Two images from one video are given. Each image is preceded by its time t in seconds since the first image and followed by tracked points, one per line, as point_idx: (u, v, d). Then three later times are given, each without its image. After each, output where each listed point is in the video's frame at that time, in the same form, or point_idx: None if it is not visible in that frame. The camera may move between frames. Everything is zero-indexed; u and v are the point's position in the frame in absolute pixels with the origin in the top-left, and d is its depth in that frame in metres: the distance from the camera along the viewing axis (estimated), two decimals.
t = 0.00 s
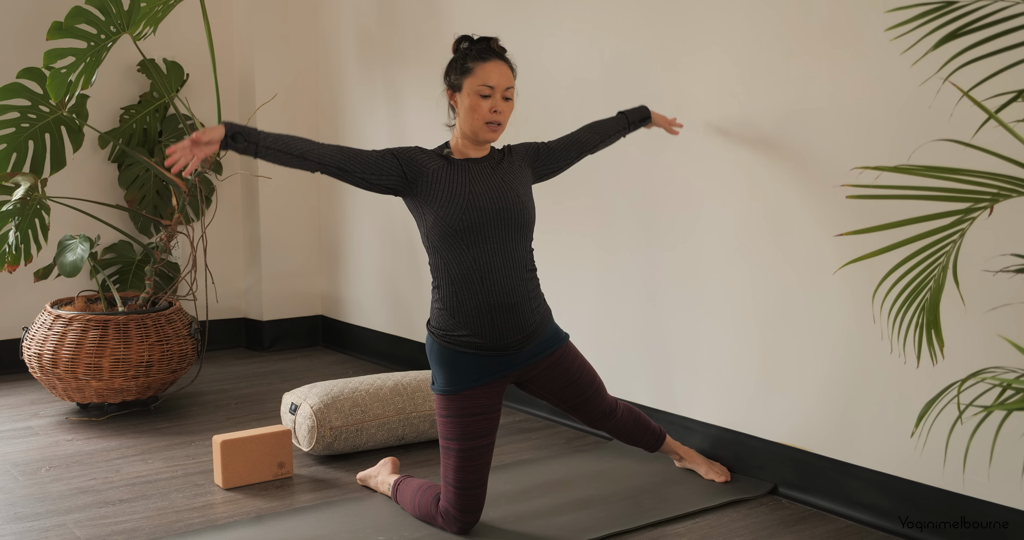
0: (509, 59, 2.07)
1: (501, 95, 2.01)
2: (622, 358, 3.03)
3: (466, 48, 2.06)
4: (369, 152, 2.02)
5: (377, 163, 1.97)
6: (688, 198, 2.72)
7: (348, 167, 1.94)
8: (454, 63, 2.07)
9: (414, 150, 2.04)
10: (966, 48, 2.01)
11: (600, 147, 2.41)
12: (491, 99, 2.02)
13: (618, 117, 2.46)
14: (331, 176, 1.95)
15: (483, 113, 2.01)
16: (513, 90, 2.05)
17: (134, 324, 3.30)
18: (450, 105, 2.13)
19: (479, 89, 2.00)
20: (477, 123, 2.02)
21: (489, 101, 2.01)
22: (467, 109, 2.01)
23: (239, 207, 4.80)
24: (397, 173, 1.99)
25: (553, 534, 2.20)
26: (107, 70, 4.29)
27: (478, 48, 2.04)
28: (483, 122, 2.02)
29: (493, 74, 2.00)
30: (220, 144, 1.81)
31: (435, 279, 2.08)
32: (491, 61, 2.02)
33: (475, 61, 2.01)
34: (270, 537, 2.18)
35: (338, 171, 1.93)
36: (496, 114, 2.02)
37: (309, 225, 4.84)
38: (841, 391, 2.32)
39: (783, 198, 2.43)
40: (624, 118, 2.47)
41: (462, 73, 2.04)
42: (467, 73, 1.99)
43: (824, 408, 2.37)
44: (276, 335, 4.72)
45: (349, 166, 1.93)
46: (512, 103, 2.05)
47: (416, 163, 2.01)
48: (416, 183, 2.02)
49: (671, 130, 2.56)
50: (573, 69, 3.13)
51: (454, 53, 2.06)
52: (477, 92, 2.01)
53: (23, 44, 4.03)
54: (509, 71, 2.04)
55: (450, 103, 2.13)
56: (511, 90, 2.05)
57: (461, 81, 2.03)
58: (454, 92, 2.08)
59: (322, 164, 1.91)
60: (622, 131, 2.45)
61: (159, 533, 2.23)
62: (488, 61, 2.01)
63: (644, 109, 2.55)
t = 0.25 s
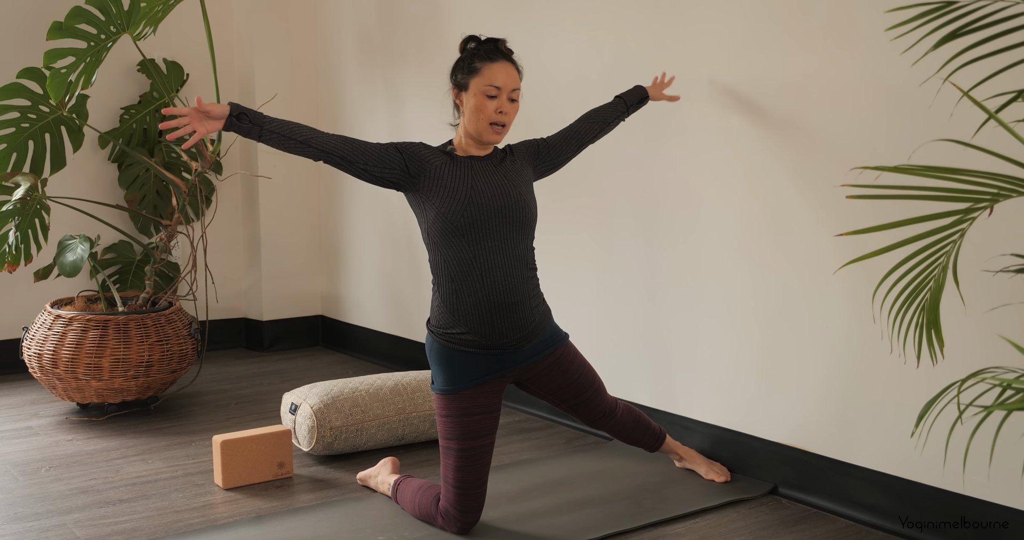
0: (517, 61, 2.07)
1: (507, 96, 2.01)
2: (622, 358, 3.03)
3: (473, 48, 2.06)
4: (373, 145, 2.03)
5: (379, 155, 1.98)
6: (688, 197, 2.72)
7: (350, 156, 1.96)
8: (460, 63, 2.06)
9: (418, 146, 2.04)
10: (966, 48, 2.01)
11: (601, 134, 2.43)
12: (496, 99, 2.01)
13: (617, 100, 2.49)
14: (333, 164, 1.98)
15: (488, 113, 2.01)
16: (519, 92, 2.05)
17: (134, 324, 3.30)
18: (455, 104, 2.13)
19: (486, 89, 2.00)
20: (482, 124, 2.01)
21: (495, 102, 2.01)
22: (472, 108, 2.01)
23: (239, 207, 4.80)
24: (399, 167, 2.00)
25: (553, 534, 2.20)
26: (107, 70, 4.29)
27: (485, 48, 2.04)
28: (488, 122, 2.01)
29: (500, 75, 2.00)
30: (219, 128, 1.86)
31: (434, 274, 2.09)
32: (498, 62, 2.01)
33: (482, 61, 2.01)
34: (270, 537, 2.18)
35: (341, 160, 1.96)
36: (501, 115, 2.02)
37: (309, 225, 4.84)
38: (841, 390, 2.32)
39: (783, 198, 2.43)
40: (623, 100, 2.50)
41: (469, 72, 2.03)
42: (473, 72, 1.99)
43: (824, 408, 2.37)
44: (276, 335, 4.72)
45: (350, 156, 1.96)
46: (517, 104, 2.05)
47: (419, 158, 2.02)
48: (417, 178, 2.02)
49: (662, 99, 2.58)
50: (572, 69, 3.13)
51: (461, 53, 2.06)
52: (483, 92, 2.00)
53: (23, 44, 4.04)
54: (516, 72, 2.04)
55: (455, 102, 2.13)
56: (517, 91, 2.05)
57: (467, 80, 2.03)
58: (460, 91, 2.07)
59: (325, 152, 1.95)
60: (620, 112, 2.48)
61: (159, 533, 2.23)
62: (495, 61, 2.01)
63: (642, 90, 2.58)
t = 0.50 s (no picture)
0: (524, 63, 2.08)
1: (514, 98, 2.02)
2: (622, 357, 3.03)
3: (482, 48, 2.05)
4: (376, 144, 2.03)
5: (382, 154, 1.98)
6: (688, 197, 2.72)
7: (354, 156, 1.96)
8: (468, 63, 2.06)
9: (421, 145, 2.05)
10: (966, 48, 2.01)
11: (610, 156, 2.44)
12: (504, 101, 2.02)
13: (628, 127, 2.48)
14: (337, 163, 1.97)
15: (495, 114, 2.02)
16: (525, 95, 2.06)
17: (134, 324, 3.30)
18: (460, 101, 2.12)
19: (494, 90, 2.01)
20: (488, 124, 2.02)
21: (502, 104, 2.01)
22: (480, 109, 2.01)
23: (239, 206, 4.80)
24: (401, 166, 2.00)
25: (553, 534, 2.20)
26: (107, 70, 4.29)
27: (495, 49, 2.03)
28: (494, 123, 2.02)
29: (508, 77, 2.00)
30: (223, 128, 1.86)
31: (434, 273, 2.09)
32: (507, 64, 2.02)
33: (491, 62, 2.01)
34: (270, 537, 2.18)
35: (344, 159, 1.96)
36: (508, 116, 2.03)
37: (309, 225, 4.85)
38: (840, 390, 2.32)
39: (782, 198, 2.43)
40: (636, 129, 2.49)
41: (477, 73, 2.03)
42: (482, 73, 1.99)
43: (824, 408, 2.37)
44: (276, 335, 4.72)
45: (354, 156, 1.96)
46: (523, 107, 2.06)
47: (421, 158, 2.02)
48: (419, 177, 2.02)
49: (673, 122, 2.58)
50: (572, 69, 3.13)
51: (470, 52, 2.06)
52: (491, 93, 2.01)
53: (23, 44, 4.03)
54: (524, 75, 2.05)
55: (461, 100, 2.13)
56: (523, 93, 2.06)
57: (476, 80, 2.03)
58: (467, 91, 2.07)
59: (329, 151, 1.94)
60: (631, 139, 2.47)
61: (159, 533, 2.23)
62: (504, 63, 2.01)
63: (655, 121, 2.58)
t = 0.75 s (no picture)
0: (533, 66, 2.08)
1: (523, 100, 2.02)
2: (622, 357, 3.03)
3: (492, 49, 2.05)
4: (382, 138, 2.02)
5: (388, 149, 1.97)
6: (689, 197, 2.72)
7: (359, 149, 1.95)
8: (476, 64, 2.06)
9: (427, 143, 2.05)
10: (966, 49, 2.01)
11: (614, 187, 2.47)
12: (512, 102, 2.02)
13: (638, 164, 2.51)
14: (342, 155, 1.95)
15: (503, 115, 2.01)
16: (534, 97, 2.06)
17: (134, 324, 3.30)
18: (468, 101, 2.12)
19: (503, 91, 2.01)
20: (496, 125, 2.02)
21: (511, 105, 2.01)
22: (488, 109, 2.01)
23: (239, 207, 4.80)
24: (406, 162, 2.00)
25: (553, 534, 2.19)
26: (107, 70, 4.29)
27: (505, 50, 2.03)
28: (502, 124, 2.02)
29: (517, 78, 2.00)
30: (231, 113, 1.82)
31: (435, 269, 2.08)
32: (517, 66, 2.02)
33: (501, 63, 2.01)
34: (270, 537, 2.18)
35: (350, 151, 1.94)
36: (516, 118, 2.03)
37: (309, 225, 4.85)
38: (840, 390, 2.32)
39: (782, 198, 2.43)
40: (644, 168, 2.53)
41: (486, 73, 2.03)
42: (491, 74, 1.99)
43: (824, 408, 2.37)
44: (276, 335, 4.72)
45: (360, 149, 1.95)
46: (531, 109, 2.06)
47: (427, 155, 2.02)
48: (423, 175, 2.02)
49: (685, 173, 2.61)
50: (572, 69, 3.13)
51: (479, 53, 2.06)
52: (500, 94, 2.00)
53: (23, 44, 4.03)
54: (533, 78, 2.04)
55: (469, 100, 2.13)
56: (532, 96, 2.06)
57: (485, 81, 2.03)
58: (475, 91, 2.07)
59: (335, 142, 1.92)
60: (638, 176, 2.50)
61: (159, 533, 2.23)
62: (514, 65, 2.01)
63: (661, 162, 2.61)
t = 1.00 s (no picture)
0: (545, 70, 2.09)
1: (534, 103, 2.02)
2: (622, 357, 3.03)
3: (505, 51, 2.06)
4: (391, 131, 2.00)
5: (398, 142, 1.95)
6: (688, 197, 2.71)
7: (370, 140, 1.91)
8: (489, 65, 2.07)
9: (436, 139, 2.03)
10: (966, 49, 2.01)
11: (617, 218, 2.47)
12: (523, 105, 2.03)
13: (644, 203, 2.51)
14: (352, 145, 1.91)
15: (513, 117, 2.02)
16: (544, 101, 2.07)
17: (134, 324, 3.30)
18: (478, 101, 2.12)
19: (514, 93, 2.01)
20: (506, 127, 2.03)
21: (522, 107, 2.02)
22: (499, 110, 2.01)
23: (239, 207, 4.80)
24: (415, 157, 1.98)
25: (553, 534, 2.19)
26: (107, 70, 4.29)
27: (518, 53, 2.04)
28: (512, 126, 2.03)
29: (529, 81, 2.01)
30: (245, 94, 1.77)
31: (436, 265, 2.07)
32: (529, 69, 2.03)
33: (514, 65, 2.02)
34: (270, 537, 2.18)
35: (359, 141, 1.90)
36: (526, 120, 2.04)
37: (309, 225, 4.85)
38: (841, 390, 2.32)
39: (782, 198, 2.43)
40: (648, 204, 2.51)
41: (498, 75, 2.04)
42: (504, 75, 1.99)
43: (824, 408, 2.37)
44: (276, 335, 4.72)
45: (371, 141, 1.91)
46: (541, 112, 2.07)
47: (435, 151, 2.01)
48: (430, 170, 2.01)
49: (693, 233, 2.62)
50: (572, 69, 3.13)
51: (492, 55, 2.06)
52: (511, 95, 2.01)
53: (24, 44, 4.03)
54: (544, 81, 2.06)
55: (479, 101, 2.13)
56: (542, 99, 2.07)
57: (496, 82, 2.03)
58: (486, 92, 2.07)
59: (346, 132, 1.88)
60: (641, 215, 2.50)
61: (159, 533, 2.23)
62: (526, 68, 2.02)
63: (667, 205, 2.60)
